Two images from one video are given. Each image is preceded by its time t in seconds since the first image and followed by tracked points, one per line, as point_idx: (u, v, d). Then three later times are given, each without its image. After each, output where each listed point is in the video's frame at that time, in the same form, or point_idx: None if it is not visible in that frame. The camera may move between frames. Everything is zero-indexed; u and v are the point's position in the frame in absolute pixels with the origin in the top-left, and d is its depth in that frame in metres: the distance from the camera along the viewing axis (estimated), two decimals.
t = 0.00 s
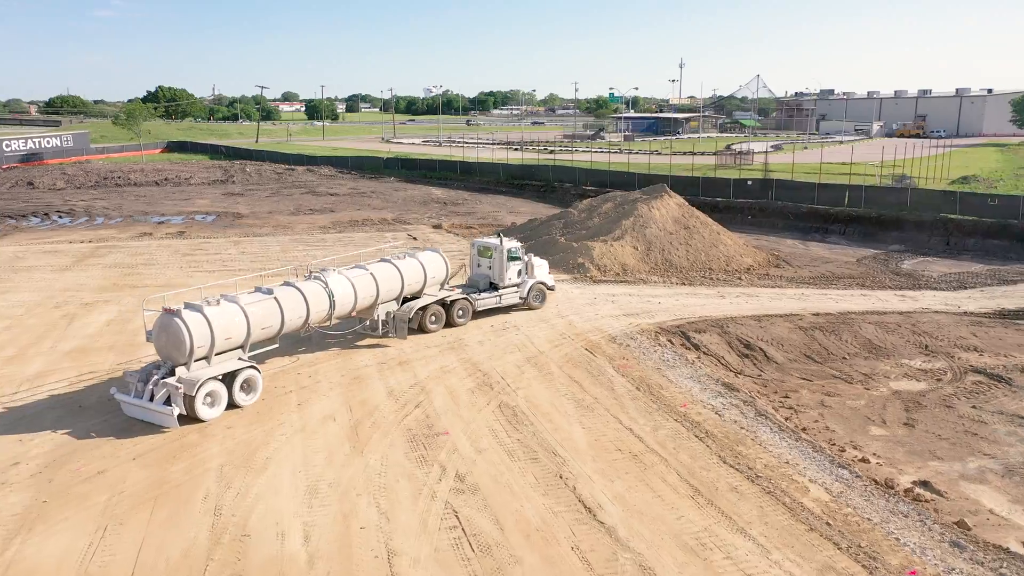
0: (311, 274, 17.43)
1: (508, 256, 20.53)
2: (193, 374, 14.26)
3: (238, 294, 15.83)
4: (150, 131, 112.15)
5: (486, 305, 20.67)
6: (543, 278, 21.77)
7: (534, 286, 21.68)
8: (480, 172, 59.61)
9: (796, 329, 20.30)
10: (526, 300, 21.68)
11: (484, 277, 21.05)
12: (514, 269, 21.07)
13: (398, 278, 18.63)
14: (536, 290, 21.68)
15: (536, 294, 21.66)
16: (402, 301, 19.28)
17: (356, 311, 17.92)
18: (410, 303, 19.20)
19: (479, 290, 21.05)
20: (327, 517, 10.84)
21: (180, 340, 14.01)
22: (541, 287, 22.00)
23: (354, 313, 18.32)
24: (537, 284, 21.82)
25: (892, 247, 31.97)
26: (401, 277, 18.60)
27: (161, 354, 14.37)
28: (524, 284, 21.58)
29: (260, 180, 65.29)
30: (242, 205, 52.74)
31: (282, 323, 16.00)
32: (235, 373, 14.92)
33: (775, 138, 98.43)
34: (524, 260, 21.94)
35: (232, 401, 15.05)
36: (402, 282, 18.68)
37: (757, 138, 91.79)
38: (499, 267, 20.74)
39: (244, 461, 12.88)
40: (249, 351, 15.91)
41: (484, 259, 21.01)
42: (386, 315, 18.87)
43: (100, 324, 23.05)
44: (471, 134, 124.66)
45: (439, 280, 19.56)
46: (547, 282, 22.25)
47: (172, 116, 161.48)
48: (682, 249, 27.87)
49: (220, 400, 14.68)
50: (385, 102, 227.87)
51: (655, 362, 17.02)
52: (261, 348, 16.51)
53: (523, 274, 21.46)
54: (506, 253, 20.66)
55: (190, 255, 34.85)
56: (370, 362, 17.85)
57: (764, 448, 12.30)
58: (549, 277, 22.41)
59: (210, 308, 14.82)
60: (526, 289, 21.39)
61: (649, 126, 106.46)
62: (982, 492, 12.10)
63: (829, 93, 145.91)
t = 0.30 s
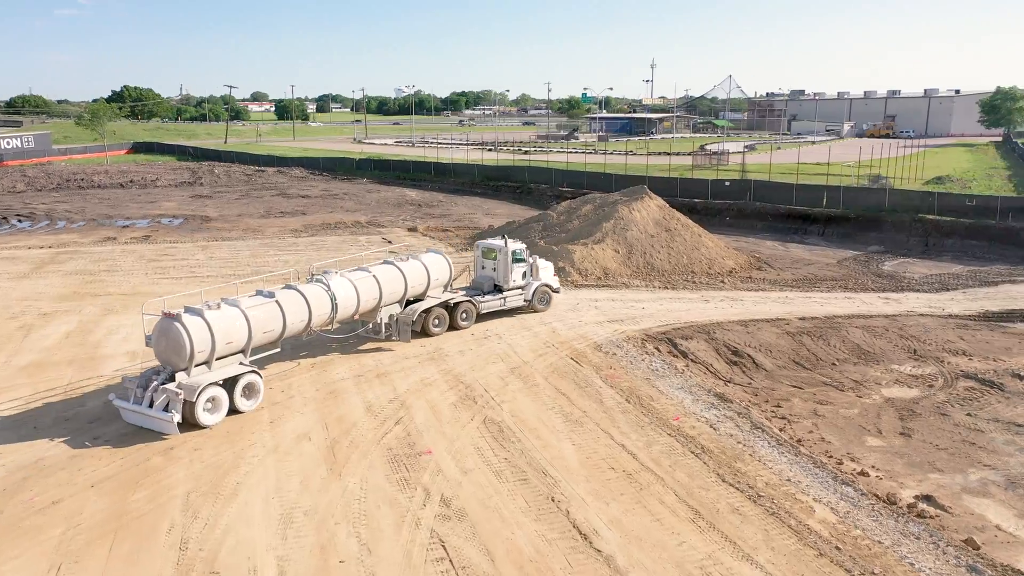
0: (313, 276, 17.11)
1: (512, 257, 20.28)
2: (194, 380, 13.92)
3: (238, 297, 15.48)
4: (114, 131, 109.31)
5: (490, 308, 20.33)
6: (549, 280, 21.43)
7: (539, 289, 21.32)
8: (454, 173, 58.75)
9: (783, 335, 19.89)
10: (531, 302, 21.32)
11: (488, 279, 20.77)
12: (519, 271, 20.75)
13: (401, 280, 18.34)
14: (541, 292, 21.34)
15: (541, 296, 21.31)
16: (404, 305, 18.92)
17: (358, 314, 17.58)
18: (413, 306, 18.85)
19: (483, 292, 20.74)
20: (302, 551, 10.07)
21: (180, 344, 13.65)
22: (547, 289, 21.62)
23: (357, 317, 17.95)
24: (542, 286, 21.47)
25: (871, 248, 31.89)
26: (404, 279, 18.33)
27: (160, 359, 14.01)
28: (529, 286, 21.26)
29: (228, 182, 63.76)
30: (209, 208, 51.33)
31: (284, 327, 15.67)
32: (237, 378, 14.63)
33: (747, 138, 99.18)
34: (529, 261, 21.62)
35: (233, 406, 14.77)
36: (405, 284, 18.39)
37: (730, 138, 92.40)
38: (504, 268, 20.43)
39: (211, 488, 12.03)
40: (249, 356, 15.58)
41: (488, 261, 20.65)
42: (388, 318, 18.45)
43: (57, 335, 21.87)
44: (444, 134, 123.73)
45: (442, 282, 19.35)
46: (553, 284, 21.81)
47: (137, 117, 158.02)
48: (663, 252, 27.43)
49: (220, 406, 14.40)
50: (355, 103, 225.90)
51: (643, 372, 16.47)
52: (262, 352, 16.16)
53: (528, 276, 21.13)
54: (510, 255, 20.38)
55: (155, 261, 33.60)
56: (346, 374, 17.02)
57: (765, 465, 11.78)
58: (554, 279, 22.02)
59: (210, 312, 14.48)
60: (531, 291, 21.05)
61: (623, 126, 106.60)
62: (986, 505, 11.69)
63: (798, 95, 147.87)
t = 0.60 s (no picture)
0: (308, 280, 16.74)
1: (510, 260, 20.05)
2: (187, 387, 13.58)
3: (232, 301, 15.13)
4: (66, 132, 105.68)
5: (487, 311, 20.08)
6: (547, 283, 21.17)
7: (537, 292, 21.04)
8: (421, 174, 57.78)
9: (764, 340, 19.51)
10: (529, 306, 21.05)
11: (485, 282, 20.47)
12: (516, 274, 20.54)
13: (397, 283, 18.02)
14: (539, 296, 21.08)
15: (539, 300, 21.05)
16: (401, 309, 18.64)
17: (354, 318, 17.24)
18: (410, 310, 18.57)
19: (480, 296, 20.45)
20: None
21: (172, 350, 13.31)
22: (545, 293, 21.35)
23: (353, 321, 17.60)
24: (540, 290, 21.22)
25: (843, 249, 31.88)
26: (400, 282, 18.02)
27: (151, 366, 13.67)
28: (527, 289, 21.02)
29: (187, 184, 61.87)
30: (167, 211, 49.62)
31: (279, 332, 15.30)
32: (230, 385, 14.27)
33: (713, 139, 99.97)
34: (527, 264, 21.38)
35: (227, 414, 14.41)
36: (401, 287, 18.07)
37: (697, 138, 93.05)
38: (502, 272, 20.18)
39: (168, 520, 11.11)
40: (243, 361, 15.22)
41: (485, 264, 20.41)
42: (385, 322, 18.15)
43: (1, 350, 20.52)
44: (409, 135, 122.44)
45: (439, 286, 19.09)
46: (551, 288, 21.58)
47: (91, 117, 153.47)
48: (639, 255, 26.99)
49: (214, 413, 14.03)
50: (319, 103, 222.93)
51: (626, 383, 15.90)
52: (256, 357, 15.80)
53: (525, 279, 20.89)
54: (508, 257, 20.14)
55: (109, 268, 32.14)
56: (315, 390, 16.13)
57: (760, 483, 11.31)
58: (554, 283, 21.76)
59: (203, 317, 14.12)
60: (529, 295, 20.81)
61: (590, 127, 106.62)
62: (984, 519, 11.33)
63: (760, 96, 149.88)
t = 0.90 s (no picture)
0: (302, 284, 16.35)
1: (507, 263, 19.68)
2: (178, 396, 13.22)
3: (226, 306, 14.79)
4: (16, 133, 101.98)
5: (484, 315, 19.78)
6: (545, 287, 20.80)
7: (535, 296, 20.65)
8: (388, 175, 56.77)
9: (745, 346, 19.11)
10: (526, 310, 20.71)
11: (483, 286, 20.10)
12: (514, 278, 20.18)
13: (394, 286, 17.56)
14: (537, 300, 20.71)
15: (537, 304, 20.68)
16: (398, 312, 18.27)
17: (350, 323, 16.82)
18: (406, 313, 18.16)
19: (477, 299, 20.12)
20: None
21: (163, 358, 12.95)
22: (544, 297, 20.98)
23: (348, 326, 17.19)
24: (538, 294, 20.85)
25: (815, 250, 31.81)
26: (397, 285, 17.55)
27: (142, 374, 13.30)
28: (525, 293, 20.67)
29: (144, 187, 59.94)
30: (124, 216, 47.89)
31: (273, 338, 14.93)
32: (222, 392, 13.92)
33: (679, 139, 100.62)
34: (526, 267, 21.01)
35: (220, 422, 14.06)
36: (398, 290, 17.61)
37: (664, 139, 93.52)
38: (499, 275, 19.83)
39: (121, 560, 10.18)
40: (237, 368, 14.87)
41: (483, 267, 20.09)
42: (382, 326, 17.78)
43: None
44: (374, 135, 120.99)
45: (435, 289, 18.55)
46: (550, 292, 21.22)
47: (44, 117, 148.78)
48: (614, 258, 26.51)
49: (207, 422, 13.69)
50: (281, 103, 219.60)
51: (609, 395, 15.32)
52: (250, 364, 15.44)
53: (523, 283, 20.53)
54: (506, 261, 19.77)
55: (62, 276, 30.68)
56: (282, 407, 15.24)
57: (757, 503, 10.84)
58: (553, 287, 21.37)
59: (195, 323, 13.77)
60: (527, 299, 20.46)
61: (556, 127, 106.49)
62: (984, 534, 10.97)
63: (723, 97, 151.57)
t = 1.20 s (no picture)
0: (298, 287, 15.85)
1: (507, 267, 19.19)
2: (174, 403, 12.75)
3: (221, 310, 14.30)
4: None
5: (483, 320, 19.28)
6: (546, 292, 20.31)
7: (535, 301, 20.14)
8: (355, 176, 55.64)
9: (727, 352, 18.69)
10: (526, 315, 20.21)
11: (483, 290, 19.61)
12: (514, 282, 19.67)
13: (393, 290, 17.13)
14: (537, 305, 20.21)
15: (537, 309, 20.18)
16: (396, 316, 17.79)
17: (348, 327, 16.33)
18: (405, 317, 17.69)
19: (477, 304, 19.61)
20: None
21: (157, 365, 12.46)
22: (544, 301, 20.48)
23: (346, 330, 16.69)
24: (539, 298, 20.36)
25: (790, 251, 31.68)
26: (395, 289, 17.11)
27: (136, 381, 12.78)
28: (525, 298, 20.17)
29: (100, 189, 57.93)
30: (78, 219, 46.09)
31: (270, 343, 14.45)
32: (218, 399, 13.48)
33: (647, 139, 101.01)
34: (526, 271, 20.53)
35: (215, 429, 13.64)
36: (396, 294, 17.16)
37: (632, 139, 93.79)
38: (499, 279, 19.32)
39: None
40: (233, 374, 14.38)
41: (483, 270, 19.60)
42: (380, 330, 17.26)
43: None
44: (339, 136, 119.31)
45: (434, 292, 18.17)
46: (551, 297, 20.72)
47: None
48: (590, 262, 25.99)
49: (203, 430, 13.29)
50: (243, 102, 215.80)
51: (593, 408, 14.72)
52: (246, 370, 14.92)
53: (523, 287, 20.03)
54: (506, 265, 19.27)
55: (11, 284, 29.18)
56: (250, 426, 14.35)
57: (757, 526, 10.37)
58: (553, 292, 20.88)
59: (190, 328, 13.28)
60: (528, 304, 19.95)
61: (524, 127, 106.10)
62: (987, 551, 10.60)
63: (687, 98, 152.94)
